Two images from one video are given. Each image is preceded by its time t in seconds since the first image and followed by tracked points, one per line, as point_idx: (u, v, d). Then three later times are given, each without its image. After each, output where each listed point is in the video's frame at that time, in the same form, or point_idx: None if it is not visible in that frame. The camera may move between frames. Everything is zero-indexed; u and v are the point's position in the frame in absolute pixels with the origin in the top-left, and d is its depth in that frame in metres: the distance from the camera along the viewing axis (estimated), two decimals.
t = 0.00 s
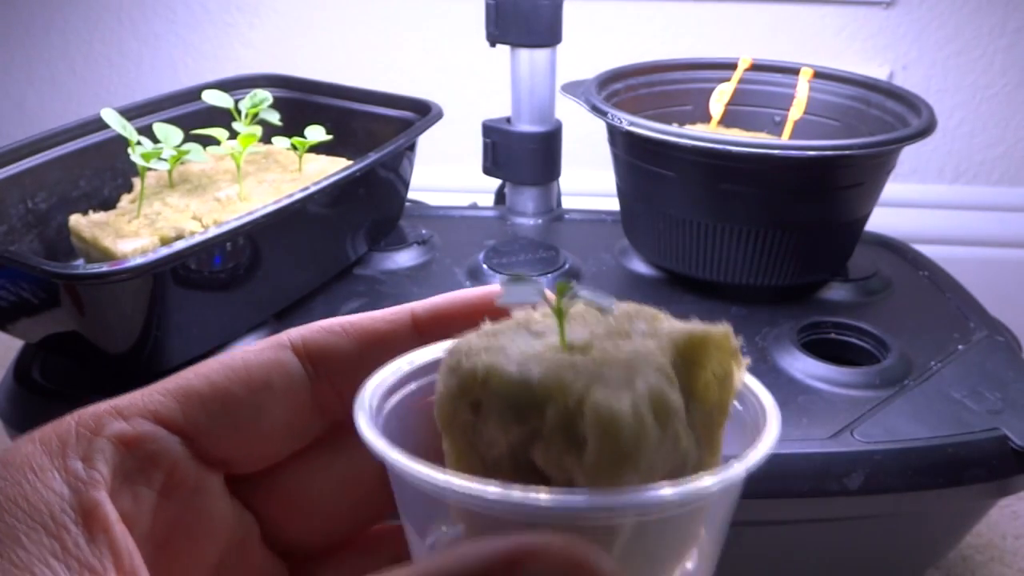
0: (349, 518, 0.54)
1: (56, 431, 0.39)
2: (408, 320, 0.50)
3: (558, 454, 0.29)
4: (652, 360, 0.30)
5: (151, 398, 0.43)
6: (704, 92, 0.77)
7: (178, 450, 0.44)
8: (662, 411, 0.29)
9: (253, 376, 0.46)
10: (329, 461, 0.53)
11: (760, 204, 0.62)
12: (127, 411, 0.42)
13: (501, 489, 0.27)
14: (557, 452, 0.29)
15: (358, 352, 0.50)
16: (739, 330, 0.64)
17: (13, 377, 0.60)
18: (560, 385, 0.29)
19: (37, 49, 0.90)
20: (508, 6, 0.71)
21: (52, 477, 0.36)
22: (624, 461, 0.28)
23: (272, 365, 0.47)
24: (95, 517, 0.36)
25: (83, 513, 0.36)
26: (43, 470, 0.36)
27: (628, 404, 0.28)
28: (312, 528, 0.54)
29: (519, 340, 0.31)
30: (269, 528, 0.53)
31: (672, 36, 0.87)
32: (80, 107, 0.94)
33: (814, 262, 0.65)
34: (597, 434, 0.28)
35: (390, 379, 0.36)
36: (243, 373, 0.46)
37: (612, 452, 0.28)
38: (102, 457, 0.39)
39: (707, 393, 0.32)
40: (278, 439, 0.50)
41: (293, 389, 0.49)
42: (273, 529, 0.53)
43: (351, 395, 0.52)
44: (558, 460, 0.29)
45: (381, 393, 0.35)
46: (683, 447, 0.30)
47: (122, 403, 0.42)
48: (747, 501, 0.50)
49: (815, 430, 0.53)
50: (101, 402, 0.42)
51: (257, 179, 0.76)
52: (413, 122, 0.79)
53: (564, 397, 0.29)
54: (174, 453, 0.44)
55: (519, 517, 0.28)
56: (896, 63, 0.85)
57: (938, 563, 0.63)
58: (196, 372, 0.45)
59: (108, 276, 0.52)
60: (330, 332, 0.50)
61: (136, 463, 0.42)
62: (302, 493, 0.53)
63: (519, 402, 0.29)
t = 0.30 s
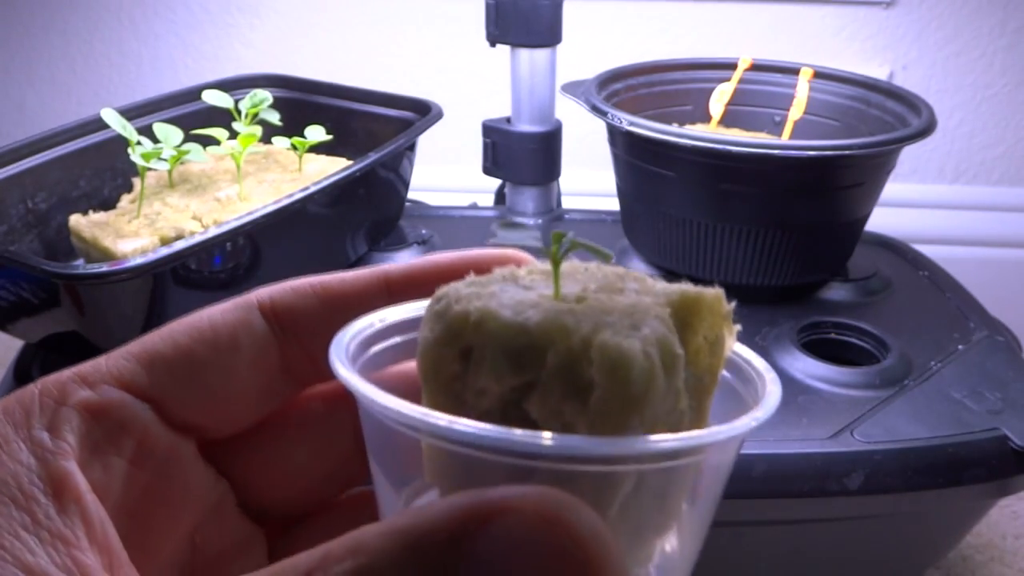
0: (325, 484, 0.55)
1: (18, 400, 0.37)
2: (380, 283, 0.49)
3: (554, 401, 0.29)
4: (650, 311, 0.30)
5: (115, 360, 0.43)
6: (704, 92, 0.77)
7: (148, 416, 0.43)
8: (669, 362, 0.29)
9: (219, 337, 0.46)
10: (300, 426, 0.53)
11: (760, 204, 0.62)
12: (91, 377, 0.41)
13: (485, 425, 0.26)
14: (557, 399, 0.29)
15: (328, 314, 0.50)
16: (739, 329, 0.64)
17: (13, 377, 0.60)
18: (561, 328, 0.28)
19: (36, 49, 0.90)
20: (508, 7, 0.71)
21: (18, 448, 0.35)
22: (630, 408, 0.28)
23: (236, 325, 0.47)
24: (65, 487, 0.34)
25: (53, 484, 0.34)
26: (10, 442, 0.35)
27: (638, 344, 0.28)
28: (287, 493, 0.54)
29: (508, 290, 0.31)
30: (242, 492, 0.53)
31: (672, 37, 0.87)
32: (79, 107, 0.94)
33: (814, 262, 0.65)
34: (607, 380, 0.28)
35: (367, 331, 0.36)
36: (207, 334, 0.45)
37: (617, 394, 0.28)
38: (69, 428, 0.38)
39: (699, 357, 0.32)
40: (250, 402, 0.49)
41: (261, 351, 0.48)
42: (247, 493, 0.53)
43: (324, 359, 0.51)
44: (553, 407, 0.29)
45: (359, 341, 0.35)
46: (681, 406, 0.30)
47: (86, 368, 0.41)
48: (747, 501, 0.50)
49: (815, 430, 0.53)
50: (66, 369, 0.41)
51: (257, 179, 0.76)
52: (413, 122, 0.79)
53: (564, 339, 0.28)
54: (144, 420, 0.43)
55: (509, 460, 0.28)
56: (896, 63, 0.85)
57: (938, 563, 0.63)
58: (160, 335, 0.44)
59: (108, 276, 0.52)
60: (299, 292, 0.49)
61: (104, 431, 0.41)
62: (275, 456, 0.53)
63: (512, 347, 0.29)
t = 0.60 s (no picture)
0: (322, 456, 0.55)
1: (6, 395, 0.36)
2: (375, 248, 0.48)
3: (576, 455, 0.28)
4: (674, 350, 0.29)
5: (103, 345, 0.41)
6: (704, 92, 0.77)
7: (143, 408, 0.42)
8: (690, 412, 0.29)
9: (211, 316, 0.44)
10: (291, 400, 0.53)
11: (760, 204, 0.62)
12: (82, 367, 0.39)
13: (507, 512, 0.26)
14: (577, 455, 0.28)
15: (323, 284, 0.48)
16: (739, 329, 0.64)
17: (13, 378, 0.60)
18: (587, 389, 0.27)
19: (37, 49, 0.90)
20: (508, 7, 0.71)
21: (11, 446, 0.34)
22: (653, 475, 0.27)
23: (228, 302, 0.45)
24: (61, 488, 0.34)
25: (48, 484, 0.33)
26: (1, 440, 0.34)
27: (664, 416, 0.27)
28: (284, 469, 0.54)
29: (522, 311, 0.30)
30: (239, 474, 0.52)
31: (672, 36, 0.87)
32: (80, 107, 0.94)
33: (814, 262, 0.65)
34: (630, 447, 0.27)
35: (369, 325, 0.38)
36: (198, 315, 0.44)
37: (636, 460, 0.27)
38: (62, 421, 0.37)
39: (707, 361, 0.32)
40: (245, 384, 0.48)
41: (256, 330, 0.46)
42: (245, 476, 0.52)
43: (321, 331, 0.50)
44: (574, 462, 0.28)
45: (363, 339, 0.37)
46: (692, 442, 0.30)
47: (76, 359, 0.40)
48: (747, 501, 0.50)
49: (815, 430, 0.53)
50: (53, 358, 0.40)
51: (257, 179, 0.76)
52: (413, 122, 0.79)
53: (592, 399, 0.27)
54: (140, 410, 0.41)
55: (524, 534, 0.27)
56: (896, 63, 0.85)
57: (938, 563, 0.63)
58: (149, 317, 0.42)
59: (108, 276, 0.52)
60: (287, 262, 0.48)
61: (97, 423, 0.39)
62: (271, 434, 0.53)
63: (530, 395, 0.28)
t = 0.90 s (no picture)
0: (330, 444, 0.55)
1: (10, 398, 0.36)
2: (378, 233, 0.48)
3: (597, 501, 0.30)
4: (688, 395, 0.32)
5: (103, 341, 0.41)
6: (704, 92, 0.77)
7: (149, 407, 0.41)
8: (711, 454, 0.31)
9: (214, 309, 0.44)
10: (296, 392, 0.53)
11: (760, 204, 0.62)
12: (86, 369, 0.39)
13: None
14: (603, 505, 0.30)
15: (326, 271, 0.48)
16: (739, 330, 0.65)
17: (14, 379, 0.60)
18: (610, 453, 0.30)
19: (36, 49, 0.90)
20: (508, 7, 0.71)
21: (16, 452, 0.34)
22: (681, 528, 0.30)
23: (231, 295, 0.45)
24: (67, 494, 0.34)
25: (53, 491, 0.34)
26: (3, 443, 0.34)
27: (681, 476, 0.30)
28: (295, 463, 0.54)
29: (538, 356, 0.32)
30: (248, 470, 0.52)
31: (672, 36, 0.87)
32: (80, 107, 0.94)
33: (814, 261, 0.66)
34: (649, 505, 0.30)
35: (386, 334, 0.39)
36: (202, 309, 0.43)
37: (654, 519, 0.30)
38: (67, 423, 0.37)
39: (731, 355, 0.35)
40: (254, 378, 0.48)
41: (261, 322, 0.46)
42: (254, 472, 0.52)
43: (326, 315, 0.50)
44: (598, 506, 0.30)
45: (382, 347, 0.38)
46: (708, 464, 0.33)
47: (79, 360, 0.39)
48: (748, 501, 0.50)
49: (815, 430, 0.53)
50: (55, 359, 0.39)
51: (257, 179, 0.76)
52: (413, 121, 0.79)
53: (615, 456, 0.30)
54: (147, 407, 0.41)
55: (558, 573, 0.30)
56: (896, 63, 0.85)
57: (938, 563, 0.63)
58: (149, 313, 0.42)
59: (108, 276, 0.52)
60: (289, 251, 0.47)
61: (101, 423, 0.39)
62: (279, 427, 0.53)
63: (551, 452, 0.31)
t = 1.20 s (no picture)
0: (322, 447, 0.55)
1: (19, 389, 0.37)
2: (370, 243, 0.50)
3: (566, 460, 0.31)
4: (640, 355, 0.33)
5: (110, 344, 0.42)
6: (704, 92, 0.77)
7: (151, 401, 0.43)
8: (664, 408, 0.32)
9: (216, 313, 0.46)
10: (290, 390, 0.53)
11: (759, 204, 0.62)
12: (91, 363, 0.40)
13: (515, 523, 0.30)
14: (567, 463, 0.31)
15: (320, 281, 0.50)
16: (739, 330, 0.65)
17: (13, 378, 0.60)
18: (570, 412, 0.31)
19: (37, 50, 0.90)
20: (508, 7, 0.71)
21: (26, 443, 0.34)
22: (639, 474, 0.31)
23: (229, 300, 0.47)
24: (78, 479, 0.34)
25: (64, 476, 0.33)
26: (15, 435, 0.34)
27: (639, 430, 0.31)
28: (286, 462, 0.54)
29: (495, 337, 0.33)
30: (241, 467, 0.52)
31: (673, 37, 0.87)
32: (80, 107, 0.94)
33: (814, 262, 0.65)
34: (606, 455, 0.30)
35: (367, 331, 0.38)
36: (202, 312, 0.45)
37: (617, 470, 0.30)
38: (73, 414, 0.37)
39: (673, 321, 0.34)
40: (248, 375, 0.49)
41: (255, 324, 0.48)
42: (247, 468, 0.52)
43: (319, 321, 0.51)
44: (565, 463, 0.31)
45: (366, 341, 0.38)
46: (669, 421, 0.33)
47: (84, 355, 0.41)
48: (747, 501, 0.50)
49: (814, 430, 0.53)
50: (61, 356, 0.40)
51: (257, 179, 0.76)
52: (413, 122, 0.79)
53: (573, 417, 0.31)
54: (150, 403, 0.43)
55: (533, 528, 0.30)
56: (896, 63, 0.85)
57: (938, 563, 0.63)
58: (153, 316, 0.44)
59: (108, 276, 0.52)
60: (290, 262, 0.49)
61: (107, 418, 0.40)
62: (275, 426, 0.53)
63: (517, 417, 0.31)
